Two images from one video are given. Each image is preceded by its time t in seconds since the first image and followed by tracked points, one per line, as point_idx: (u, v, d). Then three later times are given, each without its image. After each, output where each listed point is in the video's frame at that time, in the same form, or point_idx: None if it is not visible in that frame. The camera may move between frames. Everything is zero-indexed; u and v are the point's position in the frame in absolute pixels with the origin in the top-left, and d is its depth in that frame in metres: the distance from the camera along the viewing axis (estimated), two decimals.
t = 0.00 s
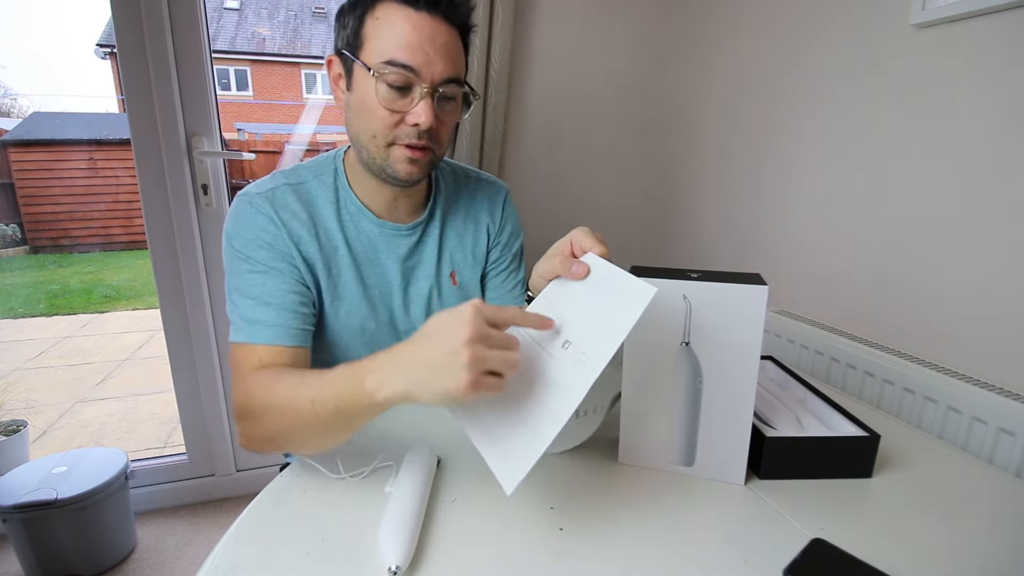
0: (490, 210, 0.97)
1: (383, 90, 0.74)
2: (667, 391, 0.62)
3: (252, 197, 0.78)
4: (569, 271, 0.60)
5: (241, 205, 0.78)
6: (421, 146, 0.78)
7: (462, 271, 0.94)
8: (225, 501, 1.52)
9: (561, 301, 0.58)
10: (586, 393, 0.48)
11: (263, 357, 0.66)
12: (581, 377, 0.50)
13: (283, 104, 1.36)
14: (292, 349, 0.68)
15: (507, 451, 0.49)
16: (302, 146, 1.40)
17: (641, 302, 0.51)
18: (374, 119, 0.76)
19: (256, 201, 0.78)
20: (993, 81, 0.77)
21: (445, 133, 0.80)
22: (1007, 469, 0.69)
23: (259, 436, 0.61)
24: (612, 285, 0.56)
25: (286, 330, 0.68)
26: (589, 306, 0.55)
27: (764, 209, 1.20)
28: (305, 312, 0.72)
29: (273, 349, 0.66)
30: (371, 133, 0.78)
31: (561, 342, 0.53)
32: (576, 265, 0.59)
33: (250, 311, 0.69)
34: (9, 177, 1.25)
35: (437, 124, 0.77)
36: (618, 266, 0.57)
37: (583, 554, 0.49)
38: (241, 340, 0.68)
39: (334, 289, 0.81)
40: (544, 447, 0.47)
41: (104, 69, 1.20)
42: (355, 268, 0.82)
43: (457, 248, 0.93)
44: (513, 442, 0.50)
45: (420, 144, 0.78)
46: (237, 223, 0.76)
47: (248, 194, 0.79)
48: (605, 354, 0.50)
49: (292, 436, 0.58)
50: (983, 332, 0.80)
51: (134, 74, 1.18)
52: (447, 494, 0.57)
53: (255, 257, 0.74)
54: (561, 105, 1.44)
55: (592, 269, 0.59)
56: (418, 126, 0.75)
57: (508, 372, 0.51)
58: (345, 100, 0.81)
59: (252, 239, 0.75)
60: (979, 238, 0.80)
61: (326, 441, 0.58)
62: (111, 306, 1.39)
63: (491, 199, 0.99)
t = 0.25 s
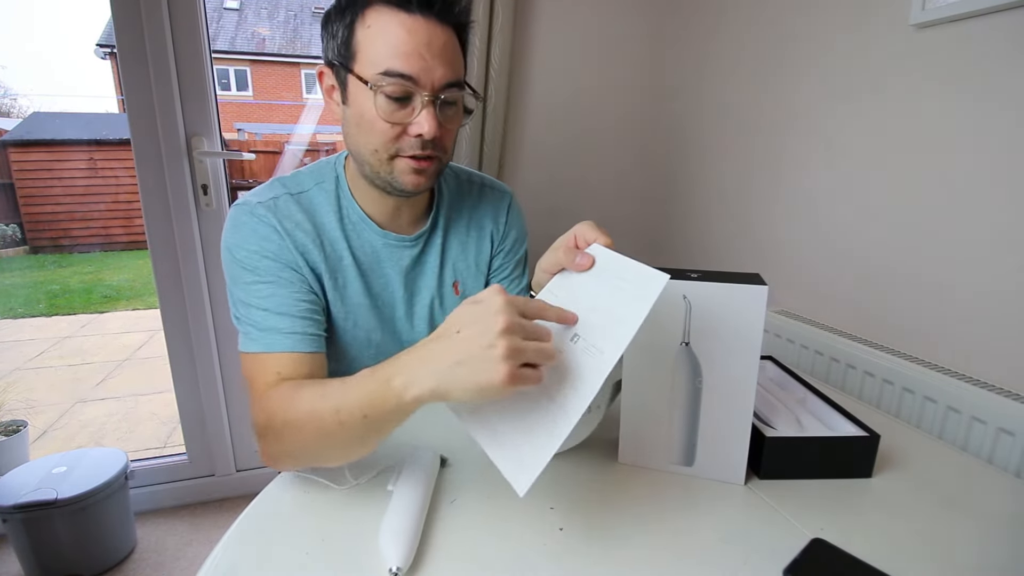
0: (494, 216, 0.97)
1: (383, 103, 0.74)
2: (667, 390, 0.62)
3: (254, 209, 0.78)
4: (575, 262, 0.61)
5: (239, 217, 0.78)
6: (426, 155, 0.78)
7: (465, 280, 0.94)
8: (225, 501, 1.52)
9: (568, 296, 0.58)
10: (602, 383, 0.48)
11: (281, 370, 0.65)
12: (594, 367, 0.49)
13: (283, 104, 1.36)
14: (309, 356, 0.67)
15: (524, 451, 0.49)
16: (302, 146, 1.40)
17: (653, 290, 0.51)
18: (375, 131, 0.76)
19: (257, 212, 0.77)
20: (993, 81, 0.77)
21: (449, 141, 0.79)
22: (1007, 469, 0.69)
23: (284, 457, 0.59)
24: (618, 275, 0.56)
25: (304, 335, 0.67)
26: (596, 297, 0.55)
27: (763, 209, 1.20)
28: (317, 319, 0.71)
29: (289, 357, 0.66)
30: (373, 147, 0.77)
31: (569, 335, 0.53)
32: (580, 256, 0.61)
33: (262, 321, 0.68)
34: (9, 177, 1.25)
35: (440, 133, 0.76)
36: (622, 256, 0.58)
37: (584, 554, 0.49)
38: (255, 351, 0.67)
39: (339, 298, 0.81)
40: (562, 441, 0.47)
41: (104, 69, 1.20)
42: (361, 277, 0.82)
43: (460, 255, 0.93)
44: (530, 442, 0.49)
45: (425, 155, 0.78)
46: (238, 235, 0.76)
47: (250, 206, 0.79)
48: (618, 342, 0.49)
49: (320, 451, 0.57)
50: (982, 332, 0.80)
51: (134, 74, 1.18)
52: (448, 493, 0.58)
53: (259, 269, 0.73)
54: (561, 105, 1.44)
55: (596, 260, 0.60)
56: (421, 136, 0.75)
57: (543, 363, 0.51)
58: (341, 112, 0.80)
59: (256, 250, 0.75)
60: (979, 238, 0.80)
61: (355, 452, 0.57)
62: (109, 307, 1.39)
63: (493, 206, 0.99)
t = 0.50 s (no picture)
0: (497, 219, 0.97)
1: (385, 108, 0.74)
2: (666, 390, 0.62)
3: (258, 220, 0.77)
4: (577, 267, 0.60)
5: (244, 229, 0.77)
6: (428, 159, 0.78)
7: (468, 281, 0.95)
8: (225, 501, 1.52)
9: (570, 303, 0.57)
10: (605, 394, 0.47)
11: (291, 386, 0.64)
12: (596, 378, 0.49)
13: (283, 104, 1.36)
14: (320, 367, 0.66)
15: (524, 463, 0.48)
16: (302, 146, 1.40)
17: (657, 297, 0.50)
18: (378, 136, 0.76)
19: (261, 222, 0.76)
20: (993, 81, 0.77)
21: (453, 145, 0.79)
22: (1007, 470, 0.69)
23: (298, 473, 0.57)
24: (622, 282, 0.55)
25: (316, 345, 0.66)
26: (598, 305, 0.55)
27: (763, 209, 1.20)
28: (329, 329, 0.71)
29: (303, 369, 0.65)
30: (377, 152, 0.77)
31: (572, 344, 0.53)
32: (584, 262, 0.60)
33: (274, 333, 0.67)
34: (9, 177, 1.25)
35: (443, 136, 0.76)
36: (627, 262, 0.57)
37: (585, 555, 0.49)
38: (267, 363, 0.66)
39: (347, 307, 0.81)
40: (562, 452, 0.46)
41: (104, 69, 1.20)
42: (369, 284, 0.83)
43: (464, 260, 0.94)
44: (530, 454, 0.48)
45: (428, 159, 0.77)
46: (243, 247, 0.75)
47: (253, 217, 0.77)
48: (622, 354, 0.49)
49: (328, 470, 0.55)
50: (982, 332, 0.81)
51: (134, 74, 1.18)
52: (448, 494, 0.58)
53: (266, 281, 0.73)
54: (561, 105, 1.43)
55: (600, 266, 0.59)
56: (423, 140, 0.75)
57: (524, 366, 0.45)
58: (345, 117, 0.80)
59: (263, 262, 0.74)
60: (979, 237, 0.80)
61: (359, 466, 0.56)
62: (109, 307, 1.39)
63: (496, 207, 0.99)
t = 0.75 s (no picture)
0: (498, 220, 0.97)
1: (380, 106, 0.75)
2: (666, 391, 0.62)
3: (263, 224, 0.77)
4: (570, 278, 0.60)
5: (248, 232, 0.77)
6: (422, 159, 0.77)
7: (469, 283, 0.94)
8: (225, 501, 1.52)
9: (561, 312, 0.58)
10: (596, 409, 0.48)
11: (295, 392, 0.66)
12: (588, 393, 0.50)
13: (283, 104, 1.36)
14: (321, 374, 0.68)
15: (514, 474, 0.49)
16: (302, 146, 1.40)
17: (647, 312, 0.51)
18: (373, 135, 0.76)
19: (266, 226, 0.76)
20: (993, 80, 0.77)
21: (448, 146, 0.79)
22: (1007, 470, 0.69)
23: (300, 478, 0.56)
24: (612, 292, 0.55)
25: (318, 354, 0.68)
26: (589, 315, 0.55)
27: (763, 209, 1.20)
28: (332, 335, 0.72)
29: (305, 374, 0.67)
30: (372, 151, 0.77)
31: (564, 356, 0.54)
32: (577, 272, 0.59)
33: (276, 339, 0.68)
34: (9, 177, 1.25)
35: (436, 136, 0.76)
36: (618, 272, 0.57)
37: (584, 555, 0.49)
38: (270, 369, 0.67)
39: (349, 312, 0.82)
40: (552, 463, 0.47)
41: (104, 69, 1.20)
42: (372, 288, 0.84)
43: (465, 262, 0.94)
44: (520, 465, 0.49)
45: (421, 159, 0.77)
46: (248, 251, 0.75)
47: (257, 220, 0.77)
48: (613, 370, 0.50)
49: (333, 475, 0.56)
50: (981, 331, 0.81)
51: (134, 74, 1.18)
52: (448, 494, 0.58)
53: (271, 286, 0.73)
54: (562, 105, 1.43)
55: (592, 276, 0.58)
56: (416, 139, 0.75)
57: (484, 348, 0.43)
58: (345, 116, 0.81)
59: (267, 267, 0.74)
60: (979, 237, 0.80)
61: (363, 467, 0.57)
62: (109, 307, 1.39)
63: (498, 208, 0.99)
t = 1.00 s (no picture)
0: (500, 220, 0.96)
1: (378, 96, 0.75)
2: (666, 391, 0.62)
3: (267, 223, 0.77)
4: (574, 291, 0.60)
5: (252, 231, 0.77)
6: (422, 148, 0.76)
7: (471, 284, 0.92)
8: (225, 501, 1.52)
9: (566, 330, 0.59)
10: (594, 429, 0.48)
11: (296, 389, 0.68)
12: (586, 412, 0.50)
13: (282, 104, 1.36)
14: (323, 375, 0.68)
15: (518, 493, 0.50)
16: (302, 146, 1.40)
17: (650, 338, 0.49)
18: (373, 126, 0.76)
19: (271, 225, 0.77)
20: (993, 80, 0.77)
21: (446, 135, 0.77)
22: (1008, 470, 0.69)
23: (298, 475, 0.57)
24: (610, 308, 0.56)
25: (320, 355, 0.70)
26: (589, 332, 0.56)
27: (763, 209, 1.20)
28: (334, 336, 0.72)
29: (306, 374, 0.69)
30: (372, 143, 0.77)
31: (567, 375, 0.55)
32: (579, 288, 0.60)
33: (278, 340, 0.70)
34: (9, 177, 1.25)
35: (434, 124, 0.74)
36: (616, 286, 0.57)
37: (585, 555, 0.49)
38: (272, 367, 0.69)
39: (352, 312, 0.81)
40: (551, 484, 0.48)
41: (104, 69, 1.20)
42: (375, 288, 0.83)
43: (469, 261, 0.92)
44: (525, 484, 0.50)
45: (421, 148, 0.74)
46: (252, 250, 0.75)
47: (261, 220, 0.78)
48: (610, 389, 0.50)
49: (319, 458, 0.57)
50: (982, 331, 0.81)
51: (134, 74, 1.18)
52: (448, 494, 0.57)
53: (273, 285, 0.73)
54: (562, 105, 1.43)
55: (595, 290, 0.58)
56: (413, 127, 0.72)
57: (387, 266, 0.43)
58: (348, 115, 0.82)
59: (271, 266, 0.74)
60: (979, 237, 0.80)
61: (352, 447, 0.58)
62: (109, 307, 1.39)
63: (500, 209, 0.98)
